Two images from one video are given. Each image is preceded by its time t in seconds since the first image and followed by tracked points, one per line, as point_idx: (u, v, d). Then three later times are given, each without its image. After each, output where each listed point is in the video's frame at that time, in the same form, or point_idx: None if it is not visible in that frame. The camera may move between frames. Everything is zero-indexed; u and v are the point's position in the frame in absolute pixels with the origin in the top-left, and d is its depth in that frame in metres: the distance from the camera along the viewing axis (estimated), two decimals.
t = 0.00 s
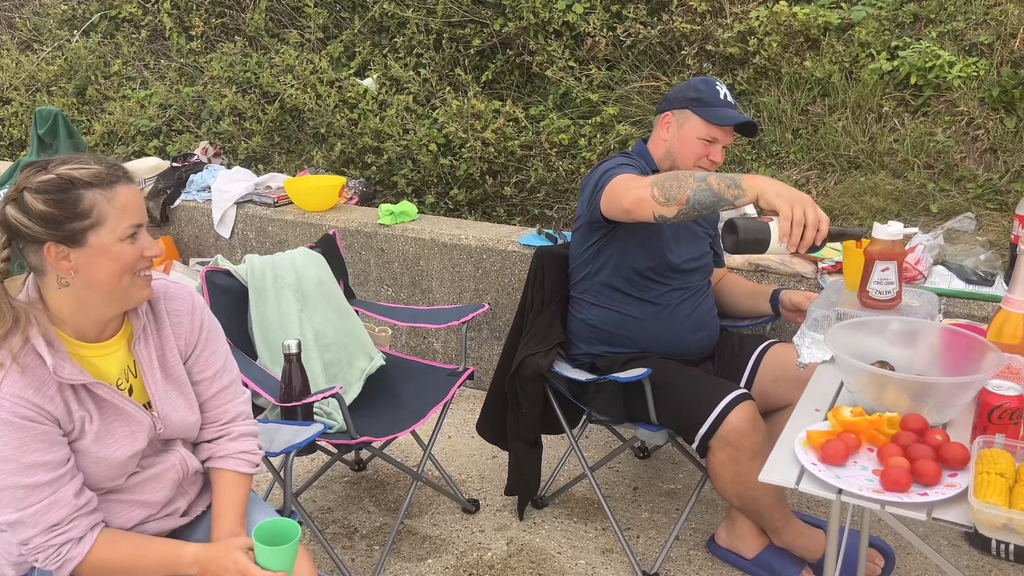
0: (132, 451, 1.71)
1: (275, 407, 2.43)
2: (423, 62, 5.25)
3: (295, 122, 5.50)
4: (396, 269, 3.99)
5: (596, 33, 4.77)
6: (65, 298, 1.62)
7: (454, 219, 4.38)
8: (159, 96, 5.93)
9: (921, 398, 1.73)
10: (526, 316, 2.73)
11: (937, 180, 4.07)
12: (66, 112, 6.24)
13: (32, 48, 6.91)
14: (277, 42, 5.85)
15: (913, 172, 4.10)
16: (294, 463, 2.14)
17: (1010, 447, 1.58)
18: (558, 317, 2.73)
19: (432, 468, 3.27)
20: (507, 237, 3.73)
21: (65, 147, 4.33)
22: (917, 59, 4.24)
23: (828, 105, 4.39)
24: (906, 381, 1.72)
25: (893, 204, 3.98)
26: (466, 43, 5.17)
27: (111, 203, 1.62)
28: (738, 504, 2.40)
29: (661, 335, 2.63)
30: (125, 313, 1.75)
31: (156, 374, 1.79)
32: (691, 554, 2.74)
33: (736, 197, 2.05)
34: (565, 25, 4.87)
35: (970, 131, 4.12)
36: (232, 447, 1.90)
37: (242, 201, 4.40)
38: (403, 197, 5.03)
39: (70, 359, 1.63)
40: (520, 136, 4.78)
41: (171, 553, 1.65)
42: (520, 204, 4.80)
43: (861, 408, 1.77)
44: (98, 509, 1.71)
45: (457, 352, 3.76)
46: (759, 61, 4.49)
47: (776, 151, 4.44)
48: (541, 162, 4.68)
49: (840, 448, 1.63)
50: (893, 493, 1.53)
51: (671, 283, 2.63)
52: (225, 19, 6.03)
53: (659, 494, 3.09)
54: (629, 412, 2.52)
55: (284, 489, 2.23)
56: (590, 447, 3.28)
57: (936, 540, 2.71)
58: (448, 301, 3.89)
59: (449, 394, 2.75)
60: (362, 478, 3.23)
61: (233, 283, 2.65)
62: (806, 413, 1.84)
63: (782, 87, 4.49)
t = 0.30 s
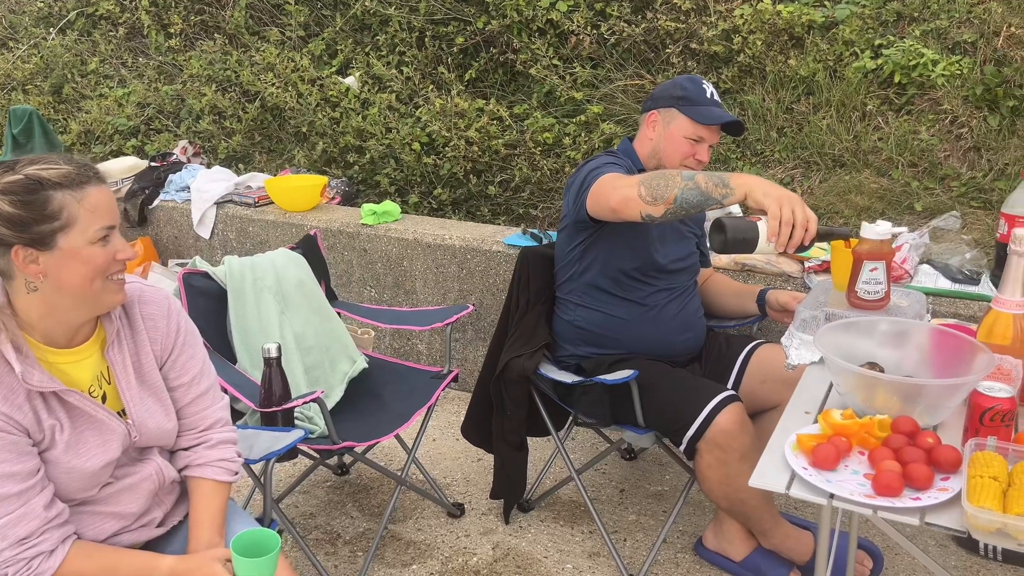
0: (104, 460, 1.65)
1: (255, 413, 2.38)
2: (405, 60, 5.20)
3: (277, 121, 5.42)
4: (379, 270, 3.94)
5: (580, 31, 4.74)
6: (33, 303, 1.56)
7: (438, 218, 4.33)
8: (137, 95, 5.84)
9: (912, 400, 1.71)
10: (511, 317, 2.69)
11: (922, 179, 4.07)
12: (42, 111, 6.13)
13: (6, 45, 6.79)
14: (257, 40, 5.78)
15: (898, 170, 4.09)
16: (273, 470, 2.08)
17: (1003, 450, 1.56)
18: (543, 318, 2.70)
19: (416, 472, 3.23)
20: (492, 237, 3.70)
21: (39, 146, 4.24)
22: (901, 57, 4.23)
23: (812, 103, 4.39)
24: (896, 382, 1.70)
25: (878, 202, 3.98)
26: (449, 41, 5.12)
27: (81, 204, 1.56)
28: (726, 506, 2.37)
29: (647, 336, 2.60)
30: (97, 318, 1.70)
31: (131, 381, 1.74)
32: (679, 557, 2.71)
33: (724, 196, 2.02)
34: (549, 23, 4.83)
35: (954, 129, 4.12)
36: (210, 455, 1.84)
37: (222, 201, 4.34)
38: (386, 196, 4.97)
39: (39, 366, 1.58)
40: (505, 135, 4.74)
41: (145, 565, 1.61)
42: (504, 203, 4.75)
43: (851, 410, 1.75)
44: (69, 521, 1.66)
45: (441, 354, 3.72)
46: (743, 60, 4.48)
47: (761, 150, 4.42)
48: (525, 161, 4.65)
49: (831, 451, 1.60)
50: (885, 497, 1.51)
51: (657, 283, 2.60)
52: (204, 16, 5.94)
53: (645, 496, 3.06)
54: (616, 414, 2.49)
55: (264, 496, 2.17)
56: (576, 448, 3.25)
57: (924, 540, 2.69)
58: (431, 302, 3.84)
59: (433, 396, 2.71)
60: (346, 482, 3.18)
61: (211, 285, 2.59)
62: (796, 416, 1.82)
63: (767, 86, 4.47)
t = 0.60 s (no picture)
0: (64, 480, 1.57)
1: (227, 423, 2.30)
2: (383, 58, 5.11)
3: (252, 120, 5.31)
4: (357, 272, 3.85)
5: (561, 29, 4.68)
6: None
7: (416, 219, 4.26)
8: (107, 94, 5.70)
9: (906, 408, 1.66)
10: (493, 322, 2.62)
11: (904, 178, 4.05)
12: (8, 110, 5.97)
13: None
14: (231, 37, 5.66)
15: (880, 170, 4.07)
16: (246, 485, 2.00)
17: (999, 459, 1.52)
18: (525, 323, 2.63)
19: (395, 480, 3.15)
20: (472, 239, 3.63)
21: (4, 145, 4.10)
22: (882, 55, 4.21)
23: (794, 102, 4.35)
24: (890, 390, 1.65)
25: (861, 202, 3.95)
26: (428, 39, 5.04)
27: (36, 210, 1.48)
28: (713, 515, 2.31)
29: (632, 340, 2.54)
30: (55, 329, 1.61)
31: (93, 395, 1.65)
32: (665, 566, 2.66)
33: (710, 197, 1.96)
34: (529, 21, 4.77)
35: (936, 129, 4.10)
36: (176, 470, 1.76)
37: (195, 203, 4.23)
38: (363, 197, 4.88)
39: None
40: (485, 134, 4.67)
41: None
42: (484, 203, 4.68)
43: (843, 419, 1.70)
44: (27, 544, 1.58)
45: (421, 358, 3.65)
46: (725, 58, 4.43)
47: (743, 149, 4.38)
48: (505, 161, 4.58)
49: (824, 462, 1.55)
50: (880, 511, 1.46)
51: (642, 286, 2.54)
52: (176, 13, 5.82)
53: (630, 502, 3.00)
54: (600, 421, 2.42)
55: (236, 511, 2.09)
56: (559, 454, 3.19)
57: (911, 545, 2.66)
58: (410, 305, 3.77)
59: (413, 404, 2.64)
60: (323, 491, 3.10)
61: (181, 291, 2.50)
62: (786, 424, 1.77)
63: (748, 84, 4.44)
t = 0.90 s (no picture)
0: (21, 509, 1.48)
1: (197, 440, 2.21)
2: (359, 56, 5.01)
3: (224, 120, 5.18)
4: (333, 277, 3.75)
5: (540, 27, 4.61)
6: None
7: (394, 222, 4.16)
8: (74, 93, 5.54)
9: (904, 420, 1.60)
10: (473, 330, 2.54)
11: (887, 178, 4.02)
12: None
13: None
14: (202, 35, 5.54)
15: (863, 170, 4.04)
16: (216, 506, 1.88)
17: (1002, 475, 1.46)
18: (507, 330, 2.55)
19: (374, 492, 3.07)
20: (451, 242, 3.55)
21: None
22: (864, 55, 4.17)
23: (776, 101, 4.31)
24: (888, 403, 1.59)
25: (845, 202, 3.92)
26: (405, 37, 4.94)
27: None
28: (702, 528, 2.26)
29: (617, 348, 2.47)
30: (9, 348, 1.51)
31: (51, 415, 1.55)
32: None
33: (700, 201, 1.90)
34: (507, 19, 4.69)
35: (918, 129, 4.07)
36: (154, 460, 1.68)
37: (165, 206, 4.11)
38: (340, 199, 4.77)
39: None
40: (463, 134, 4.58)
41: None
42: (463, 205, 4.59)
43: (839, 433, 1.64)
44: None
45: (400, 365, 3.56)
46: (706, 57, 4.38)
47: (725, 150, 4.33)
48: (484, 162, 4.50)
49: (822, 480, 1.48)
50: (882, 531, 1.39)
51: (627, 293, 2.47)
52: (145, 10, 5.67)
53: (615, 512, 2.94)
54: (585, 432, 2.35)
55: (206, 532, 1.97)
56: (542, 462, 3.12)
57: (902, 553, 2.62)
58: (388, 310, 3.68)
59: (392, 415, 2.55)
60: (299, 504, 3.01)
61: (149, 300, 2.39)
62: (781, 439, 1.70)
63: (730, 84, 4.39)
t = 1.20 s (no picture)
0: None
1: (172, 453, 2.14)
2: (337, 55, 4.93)
3: (200, 120, 5.07)
4: (312, 281, 3.68)
5: (521, 26, 4.56)
6: None
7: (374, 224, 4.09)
8: (43, 92, 5.41)
9: (901, 430, 1.57)
10: (458, 336, 2.49)
11: (870, 179, 4.01)
12: None
13: None
14: (176, 33, 5.43)
15: (846, 170, 4.03)
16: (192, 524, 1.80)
17: (1001, 487, 1.43)
18: (492, 336, 2.50)
19: (355, 501, 3.00)
20: (433, 244, 3.49)
21: None
22: (846, 55, 4.16)
23: (759, 101, 4.29)
24: (884, 413, 1.55)
25: (828, 203, 3.91)
26: (383, 36, 4.87)
27: None
28: (692, 537, 2.18)
29: (605, 354, 2.42)
30: None
31: (19, 433, 1.45)
32: None
33: (690, 207, 1.86)
34: (488, 18, 4.64)
35: (901, 129, 4.06)
36: (147, 441, 1.59)
37: (139, 208, 4.02)
38: (318, 200, 4.69)
39: None
40: (444, 135, 4.52)
41: None
42: (444, 206, 4.53)
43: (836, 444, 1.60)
44: None
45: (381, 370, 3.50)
46: (688, 57, 4.36)
47: (708, 150, 4.31)
48: (465, 162, 4.44)
49: (820, 494, 1.45)
50: (883, 547, 1.36)
51: (614, 298, 2.43)
52: (117, 7, 5.56)
53: (602, 519, 2.90)
54: (573, 440, 2.30)
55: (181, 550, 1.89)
56: (527, 469, 3.07)
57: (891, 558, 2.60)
58: (369, 314, 3.61)
59: (374, 424, 2.49)
60: (279, 515, 2.94)
61: (121, 309, 2.30)
62: (775, 449, 1.66)
63: (713, 83, 4.37)
